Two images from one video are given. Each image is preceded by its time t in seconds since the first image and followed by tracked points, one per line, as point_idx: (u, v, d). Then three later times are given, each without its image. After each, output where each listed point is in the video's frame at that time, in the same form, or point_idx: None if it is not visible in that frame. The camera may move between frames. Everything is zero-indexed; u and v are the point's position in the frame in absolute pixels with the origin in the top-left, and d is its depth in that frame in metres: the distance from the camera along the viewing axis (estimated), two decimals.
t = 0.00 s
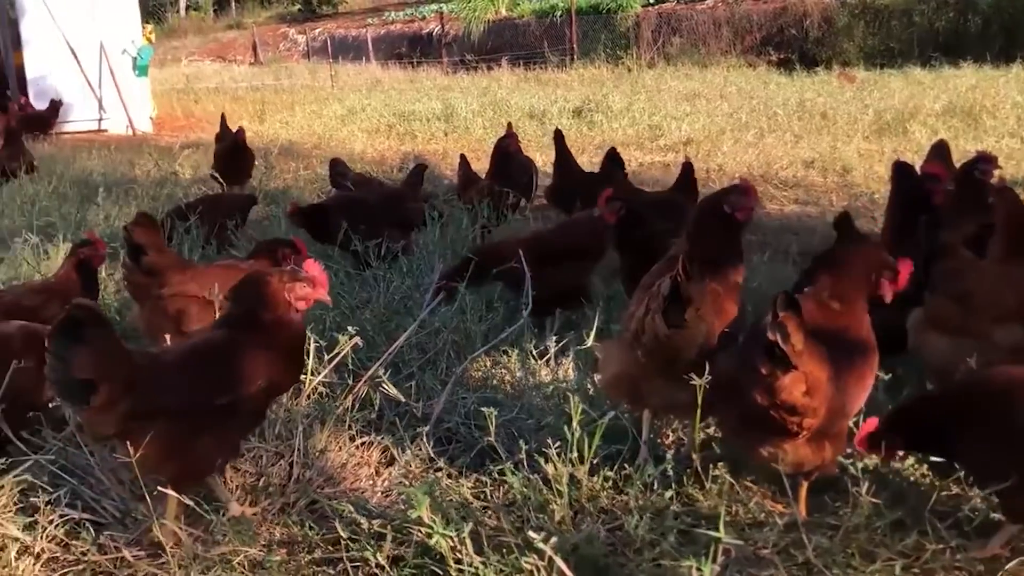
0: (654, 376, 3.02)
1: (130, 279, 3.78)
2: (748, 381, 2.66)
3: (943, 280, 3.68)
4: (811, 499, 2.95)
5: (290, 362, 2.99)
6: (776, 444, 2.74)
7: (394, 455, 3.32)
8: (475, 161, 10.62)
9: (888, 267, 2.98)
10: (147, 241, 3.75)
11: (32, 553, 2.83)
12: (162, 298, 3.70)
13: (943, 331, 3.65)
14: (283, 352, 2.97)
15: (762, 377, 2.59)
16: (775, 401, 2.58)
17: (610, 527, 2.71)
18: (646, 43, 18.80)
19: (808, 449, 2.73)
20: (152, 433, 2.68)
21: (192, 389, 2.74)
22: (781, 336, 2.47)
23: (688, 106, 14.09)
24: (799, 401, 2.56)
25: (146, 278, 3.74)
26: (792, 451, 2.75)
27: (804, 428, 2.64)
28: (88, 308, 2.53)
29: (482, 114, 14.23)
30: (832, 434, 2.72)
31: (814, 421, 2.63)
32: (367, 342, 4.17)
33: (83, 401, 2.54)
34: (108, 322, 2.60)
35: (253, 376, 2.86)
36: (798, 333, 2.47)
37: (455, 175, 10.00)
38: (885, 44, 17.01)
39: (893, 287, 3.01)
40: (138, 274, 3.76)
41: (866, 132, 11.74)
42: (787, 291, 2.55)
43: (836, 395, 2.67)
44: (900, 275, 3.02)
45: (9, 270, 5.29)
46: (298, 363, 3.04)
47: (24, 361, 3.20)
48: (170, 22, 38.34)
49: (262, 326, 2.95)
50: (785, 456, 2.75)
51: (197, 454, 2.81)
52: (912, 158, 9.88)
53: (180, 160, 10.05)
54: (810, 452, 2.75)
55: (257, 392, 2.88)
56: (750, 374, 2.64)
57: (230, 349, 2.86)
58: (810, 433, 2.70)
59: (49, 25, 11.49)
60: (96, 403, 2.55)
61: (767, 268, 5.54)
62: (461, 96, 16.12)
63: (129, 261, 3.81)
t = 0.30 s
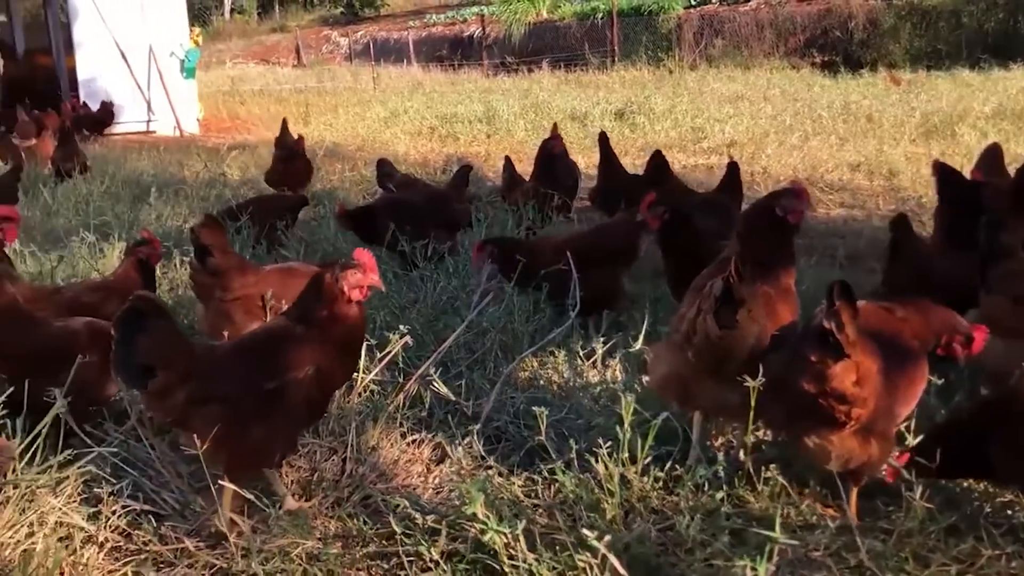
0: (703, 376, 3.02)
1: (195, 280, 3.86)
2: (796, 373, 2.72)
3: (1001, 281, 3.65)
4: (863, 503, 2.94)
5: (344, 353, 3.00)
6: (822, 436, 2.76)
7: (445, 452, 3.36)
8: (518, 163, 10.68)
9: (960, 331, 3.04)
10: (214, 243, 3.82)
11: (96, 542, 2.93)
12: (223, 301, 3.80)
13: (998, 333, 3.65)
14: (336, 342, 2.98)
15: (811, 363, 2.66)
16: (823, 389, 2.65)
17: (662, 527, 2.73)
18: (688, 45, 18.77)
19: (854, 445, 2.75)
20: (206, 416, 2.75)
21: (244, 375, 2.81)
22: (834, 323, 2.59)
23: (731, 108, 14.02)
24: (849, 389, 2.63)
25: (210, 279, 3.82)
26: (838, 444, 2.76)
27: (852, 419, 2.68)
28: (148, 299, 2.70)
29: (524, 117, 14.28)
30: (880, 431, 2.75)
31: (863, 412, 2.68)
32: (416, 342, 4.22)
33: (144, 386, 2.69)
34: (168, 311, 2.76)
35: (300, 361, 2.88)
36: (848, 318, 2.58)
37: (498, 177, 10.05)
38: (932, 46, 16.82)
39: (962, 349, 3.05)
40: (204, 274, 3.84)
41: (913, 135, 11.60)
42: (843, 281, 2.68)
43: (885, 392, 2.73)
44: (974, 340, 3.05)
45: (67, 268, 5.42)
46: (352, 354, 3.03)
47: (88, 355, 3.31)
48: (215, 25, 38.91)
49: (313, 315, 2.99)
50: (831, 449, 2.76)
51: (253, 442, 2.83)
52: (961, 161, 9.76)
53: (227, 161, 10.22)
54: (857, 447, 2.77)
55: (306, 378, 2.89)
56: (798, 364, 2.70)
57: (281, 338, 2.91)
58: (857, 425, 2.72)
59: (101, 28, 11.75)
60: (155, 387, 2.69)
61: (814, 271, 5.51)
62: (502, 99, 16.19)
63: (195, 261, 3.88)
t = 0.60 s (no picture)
0: (759, 379, 3.04)
1: (257, 279, 3.93)
2: (845, 368, 2.72)
3: None
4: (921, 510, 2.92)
5: (403, 351, 3.03)
6: (869, 436, 2.76)
7: (498, 453, 3.40)
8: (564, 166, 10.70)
9: None
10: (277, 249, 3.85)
11: (160, 532, 3.01)
12: (284, 305, 3.89)
13: None
14: (396, 341, 3.02)
15: (861, 361, 2.64)
16: (871, 385, 2.64)
17: (717, 530, 2.74)
18: (735, 50, 18.72)
19: (900, 444, 2.74)
20: (266, 410, 2.82)
21: (303, 371, 2.87)
22: (889, 323, 2.56)
23: (778, 113, 13.91)
24: (898, 388, 2.62)
25: (271, 281, 3.89)
26: (884, 443, 2.75)
27: (900, 418, 2.67)
28: (216, 296, 2.83)
29: (569, 121, 14.28)
30: (929, 434, 2.73)
31: (911, 412, 2.67)
32: (468, 342, 4.27)
33: (210, 377, 2.82)
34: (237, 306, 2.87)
35: (359, 360, 2.91)
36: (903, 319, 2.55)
37: (545, 181, 10.08)
38: (985, 51, 16.54)
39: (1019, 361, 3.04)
40: (265, 276, 3.90)
41: (966, 141, 11.41)
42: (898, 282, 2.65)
43: (936, 394, 2.70)
44: None
45: (129, 268, 5.53)
46: (412, 353, 3.07)
47: (155, 351, 3.40)
48: (262, 30, 39.45)
49: (376, 314, 3.02)
50: (876, 447, 2.76)
51: (308, 436, 2.88)
52: (1016, 168, 9.59)
53: (277, 163, 10.35)
54: (904, 448, 2.76)
55: (364, 377, 2.92)
56: (848, 362, 2.70)
57: (344, 336, 2.95)
58: (905, 426, 2.71)
59: (153, 31, 12.04)
60: (220, 379, 2.81)
61: (866, 278, 5.45)
62: (548, 102, 16.22)
63: (258, 262, 3.93)
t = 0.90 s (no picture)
0: (815, 385, 3.05)
1: (316, 280, 4.02)
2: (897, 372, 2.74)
3: None
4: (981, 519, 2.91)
5: (468, 352, 3.07)
6: (920, 441, 2.77)
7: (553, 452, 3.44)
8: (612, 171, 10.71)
9: None
10: (337, 250, 3.93)
11: (224, 523, 3.10)
12: (342, 305, 3.97)
13: None
14: (462, 342, 3.08)
15: (910, 364, 2.67)
16: (921, 389, 2.65)
17: (773, 534, 2.75)
18: (784, 55, 18.60)
19: (953, 451, 2.74)
20: (330, 401, 2.95)
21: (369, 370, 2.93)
22: (940, 328, 2.58)
23: (829, 119, 13.77)
24: (947, 392, 2.63)
25: (330, 282, 3.97)
26: (934, 449, 2.77)
27: (950, 424, 2.68)
28: (292, 288, 2.98)
29: (617, 125, 14.27)
30: (984, 441, 2.72)
31: (962, 418, 2.67)
32: (521, 344, 4.30)
33: (283, 366, 2.98)
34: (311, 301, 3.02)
35: (425, 362, 2.95)
36: (955, 325, 2.58)
37: (593, 185, 10.09)
38: None
39: None
40: (325, 277, 3.98)
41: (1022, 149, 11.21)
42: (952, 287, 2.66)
43: (992, 401, 2.70)
44: None
45: (187, 265, 5.66)
46: (476, 355, 3.12)
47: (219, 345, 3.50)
48: (312, 33, 39.96)
49: (446, 317, 3.08)
50: (926, 453, 2.78)
51: (370, 429, 2.96)
52: None
53: (328, 165, 10.50)
54: (956, 454, 2.76)
55: (428, 380, 2.96)
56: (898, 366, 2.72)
57: (412, 337, 3.00)
58: (957, 432, 2.72)
59: (207, 34, 12.29)
60: (290, 368, 2.96)
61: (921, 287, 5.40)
62: (595, 106, 16.22)
63: (319, 263, 4.02)
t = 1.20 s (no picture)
0: (866, 393, 3.02)
1: (370, 280, 4.08)
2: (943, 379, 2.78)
3: None
4: None
5: (520, 351, 3.11)
6: (966, 446, 2.82)
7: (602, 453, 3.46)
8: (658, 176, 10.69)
9: None
10: (391, 250, 4.00)
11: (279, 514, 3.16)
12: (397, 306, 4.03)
13: None
14: (516, 342, 3.11)
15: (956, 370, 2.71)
16: (966, 394, 2.70)
17: (824, 538, 2.75)
18: (831, 60, 18.44)
19: (1001, 457, 2.77)
20: (386, 397, 3.00)
21: (426, 369, 2.98)
22: (983, 333, 2.67)
23: (878, 125, 13.61)
24: (990, 399, 2.66)
25: (384, 282, 4.04)
26: (980, 454, 2.80)
27: (996, 432, 2.72)
28: (355, 284, 3.05)
29: (661, 129, 14.24)
30: None
31: (1009, 426, 2.69)
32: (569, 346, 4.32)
33: (342, 360, 3.02)
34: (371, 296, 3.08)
35: (479, 362, 2.99)
36: (1000, 331, 2.66)
37: (638, 189, 10.08)
38: None
39: None
40: (379, 278, 4.05)
41: None
42: (998, 294, 2.72)
43: None
44: None
45: (240, 263, 5.76)
46: (530, 354, 3.15)
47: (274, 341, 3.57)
48: (357, 36, 40.32)
49: (502, 317, 3.12)
50: (973, 458, 2.82)
51: (424, 426, 3.02)
52: None
53: (375, 167, 10.61)
54: (1002, 460, 2.78)
55: (483, 379, 3.00)
56: (945, 373, 2.77)
57: (468, 336, 3.04)
58: (1003, 439, 2.74)
59: (256, 35, 12.43)
60: (349, 361, 3.01)
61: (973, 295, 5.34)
62: (639, 110, 16.19)
63: (374, 262, 4.09)
